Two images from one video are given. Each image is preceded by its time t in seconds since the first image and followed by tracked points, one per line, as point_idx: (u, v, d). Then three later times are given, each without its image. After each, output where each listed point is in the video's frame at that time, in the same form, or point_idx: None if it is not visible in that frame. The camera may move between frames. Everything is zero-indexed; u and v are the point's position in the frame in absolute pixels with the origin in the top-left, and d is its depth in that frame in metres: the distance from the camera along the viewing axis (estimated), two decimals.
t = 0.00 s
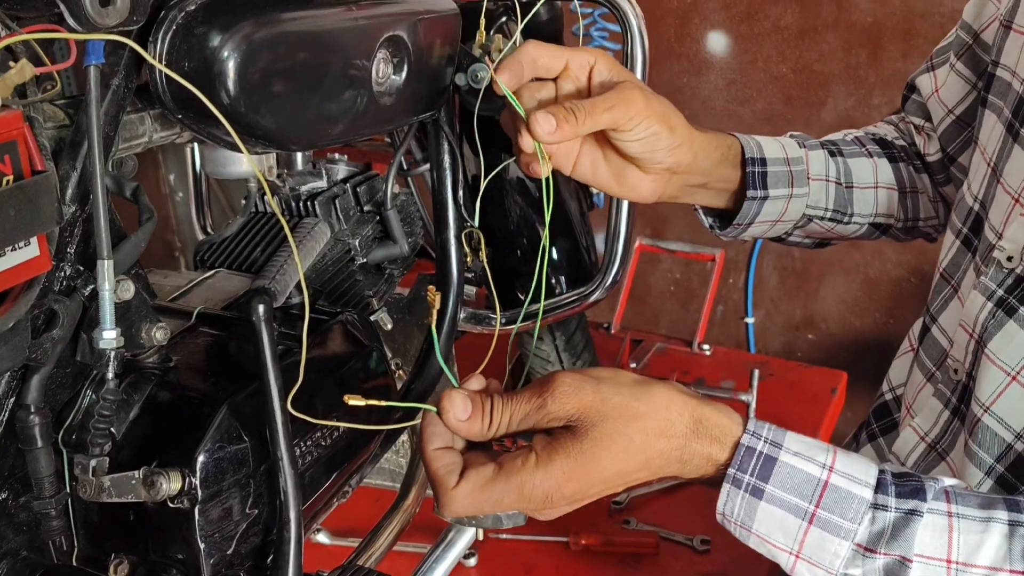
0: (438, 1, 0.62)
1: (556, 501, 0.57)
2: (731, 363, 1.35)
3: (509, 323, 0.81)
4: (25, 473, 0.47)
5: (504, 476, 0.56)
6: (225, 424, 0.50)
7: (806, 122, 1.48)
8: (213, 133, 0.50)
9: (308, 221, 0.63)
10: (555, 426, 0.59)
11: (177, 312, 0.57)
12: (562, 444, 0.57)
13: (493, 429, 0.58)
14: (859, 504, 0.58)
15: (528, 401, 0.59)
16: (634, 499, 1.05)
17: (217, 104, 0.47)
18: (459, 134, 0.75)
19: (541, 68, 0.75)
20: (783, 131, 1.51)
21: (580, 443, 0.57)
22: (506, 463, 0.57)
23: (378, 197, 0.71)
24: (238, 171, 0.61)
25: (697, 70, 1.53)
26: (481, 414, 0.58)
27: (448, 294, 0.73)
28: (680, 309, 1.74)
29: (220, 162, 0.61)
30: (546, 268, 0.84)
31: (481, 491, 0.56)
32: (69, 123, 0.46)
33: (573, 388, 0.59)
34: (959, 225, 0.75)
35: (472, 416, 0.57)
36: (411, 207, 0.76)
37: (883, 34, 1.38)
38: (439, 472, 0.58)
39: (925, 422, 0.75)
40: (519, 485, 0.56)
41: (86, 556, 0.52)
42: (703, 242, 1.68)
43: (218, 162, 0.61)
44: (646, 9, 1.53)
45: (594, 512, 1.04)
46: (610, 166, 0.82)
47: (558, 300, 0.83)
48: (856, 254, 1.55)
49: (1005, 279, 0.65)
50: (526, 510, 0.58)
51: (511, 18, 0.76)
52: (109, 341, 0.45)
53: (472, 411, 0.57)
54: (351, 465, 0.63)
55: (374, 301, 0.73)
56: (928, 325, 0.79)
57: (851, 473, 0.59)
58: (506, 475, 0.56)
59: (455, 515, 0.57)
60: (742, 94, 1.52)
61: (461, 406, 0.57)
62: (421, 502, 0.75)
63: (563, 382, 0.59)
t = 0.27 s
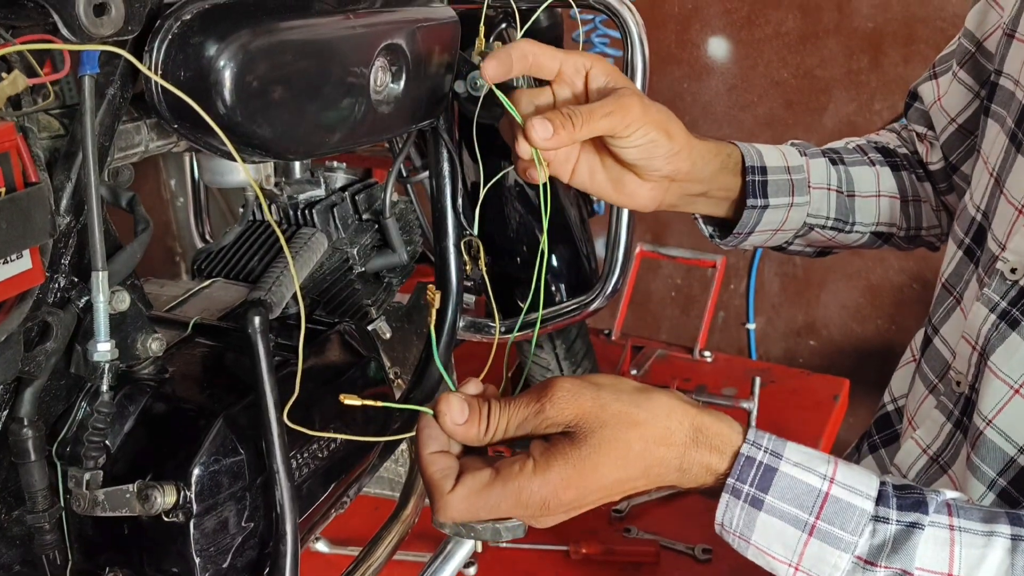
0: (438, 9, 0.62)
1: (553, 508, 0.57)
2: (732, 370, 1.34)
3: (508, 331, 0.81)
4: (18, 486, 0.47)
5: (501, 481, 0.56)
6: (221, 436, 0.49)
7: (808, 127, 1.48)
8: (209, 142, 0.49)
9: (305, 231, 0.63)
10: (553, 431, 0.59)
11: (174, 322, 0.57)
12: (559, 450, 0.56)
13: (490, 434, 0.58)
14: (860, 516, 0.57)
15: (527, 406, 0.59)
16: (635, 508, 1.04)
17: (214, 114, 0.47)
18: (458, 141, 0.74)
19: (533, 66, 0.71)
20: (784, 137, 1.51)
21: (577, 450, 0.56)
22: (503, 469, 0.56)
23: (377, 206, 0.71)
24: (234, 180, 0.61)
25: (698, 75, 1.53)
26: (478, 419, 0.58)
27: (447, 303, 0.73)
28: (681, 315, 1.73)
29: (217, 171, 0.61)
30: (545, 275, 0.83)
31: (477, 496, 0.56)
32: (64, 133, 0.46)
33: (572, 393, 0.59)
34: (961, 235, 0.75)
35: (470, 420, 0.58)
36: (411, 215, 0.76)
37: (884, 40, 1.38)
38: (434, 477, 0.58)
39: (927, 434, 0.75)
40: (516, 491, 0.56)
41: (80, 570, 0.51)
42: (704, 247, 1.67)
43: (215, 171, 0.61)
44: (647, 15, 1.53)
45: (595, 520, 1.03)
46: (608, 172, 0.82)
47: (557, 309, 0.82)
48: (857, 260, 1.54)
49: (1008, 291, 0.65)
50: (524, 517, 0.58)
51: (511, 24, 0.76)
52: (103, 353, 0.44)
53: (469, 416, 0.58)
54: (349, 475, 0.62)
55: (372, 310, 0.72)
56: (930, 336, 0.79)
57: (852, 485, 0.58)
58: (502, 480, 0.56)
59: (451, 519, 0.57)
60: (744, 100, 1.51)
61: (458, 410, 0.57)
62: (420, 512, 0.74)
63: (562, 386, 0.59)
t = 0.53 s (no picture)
0: (437, 15, 0.61)
1: (551, 507, 0.56)
2: (734, 375, 1.34)
3: (508, 338, 0.81)
4: (13, 497, 0.46)
5: (498, 478, 0.55)
6: (218, 446, 0.49)
7: (810, 131, 1.48)
8: (206, 149, 0.49)
9: (303, 238, 0.62)
10: (551, 430, 0.58)
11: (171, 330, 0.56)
12: (557, 449, 0.56)
13: (487, 432, 0.58)
14: (860, 523, 0.57)
15: (525, 403, 0.58)
16: (637, 515, 1.04)
17: (210, 121, 0.46)
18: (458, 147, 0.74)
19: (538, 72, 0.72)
20: (786, 141, 1.50)
21: (577, 448, 0.56)
22: (500, 465, 0.56)
23: (377, 212, 0.70)
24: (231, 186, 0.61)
25: (700, 79, 1.52)
26: (476, 416, 0.57)
27: (447, 310, 0.72)
28: (683, 319, 1.73)
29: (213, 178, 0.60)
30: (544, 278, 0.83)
31: (473, 491, 0.55)
32: (59, 141, 0.45)
33: (572, 392, 0.58)
34: (964, 244, 0.74)
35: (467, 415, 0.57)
36: (411, 222, 0.75)
37: (886, 44, 1.37)
38: (430, 471, 0.57)
39: (929, 444, 0.74)
40: (513, 489, 0.55)
41: None
42: (706, 251, 1.67)
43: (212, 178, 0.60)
44: (649, 19, 1.52)
45: (596, 526, 1.03)
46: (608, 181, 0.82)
47: (556, 314, 0.82)
48: (859, 265, 1.53)
49: (1012, 301, 0.64)
50: (521, 515, 0.57)
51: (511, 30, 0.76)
52: (98, 363, 0.44)
53: (468, 411, 0.57)
54: (348, 484, 0.62)
55: (372, 316, 0.71)
56: (933, 345, 0.78)
57: (853, 491, 0.58)
58: (500, 476, 0.55)
59: (446, 516, 0.57)
60: (745, 104, 1.51)
61: (456, 405, 0.56)
62: (420, 520, 0.74)
63: (561, 385, 0.58)
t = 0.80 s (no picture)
0: (438, 22, 0.61)
1: (554, 516, 0.55)
2: (737, 381, 1.33)
3: (510, 346, 0.80)
4: (11, 508, 0.46)
5: (502, 487, 0.55)
6: (217, 457, 0.49)
7: (813, 136, 1.47)
8: (206, 158, 0.48)
9: (302, 247, 0.62)
10: (555, 439, 0.58)
11: (170, 339, 0.56)
12: (562, 458, 0.55)
13: (491, 440, 0.58)
14: (867, 535, 0.56)
15: (529, 412, 0.58)
16: (640, 522, 1.03)
17: (209, 130, 0.46)
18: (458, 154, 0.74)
19: (543, 98, 0.72)
20: (789, 145, 1.50)
21: (580, 457, 0.55)
22: (504, 475, 0.55)
23: (377, 220, 0.70)
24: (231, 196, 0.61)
25: (702, 84, 1.52)
26: (480, 424, 0.57)
27: (448, 317, 0.72)
28: (686, 324, 1.72)
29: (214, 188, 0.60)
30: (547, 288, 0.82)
31: (476, 500, 0.55)
32: (58, 150, 0.45)
33: (576, 401, 0.58)
34: (969, 253, 0.74)
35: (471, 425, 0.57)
36: (412, 229, 0.75)
37: (889, 48, 1.37)
38: (434, 479, 0.57)
39: (935, 455, 0.74)
40: (517, 498, 0.55)
41: None
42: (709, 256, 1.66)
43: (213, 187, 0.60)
44: (651, 24, 1.52)
45: (599, 534, 1.02)
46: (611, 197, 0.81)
47: (559, 322, 0.81)
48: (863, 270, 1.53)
49: (1017, 310, 0.64)
50: (524, 525, 0.57)
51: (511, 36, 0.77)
52: (96, 373, 0.44)
53: (472, 420, 0.57)
54: (349, 493, 0.62)
55: (372, 324, 0.71)
56: (938, 355, 0.78)
57: (860, 502, 0.57)
58: (503, 485, 0.55)
59: (449, 524, 0.56)
60: (748, 109, 1.51)
61: (461, 413, 0.56)
62: (421, 529, 0.73)
63: (564, 393, 0.58)
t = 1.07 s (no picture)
0: (438, 33, 0.61)
1: (556, 524, 0.55)
2: (739, 390, 1.32)
3: (511, 356, 0.80)
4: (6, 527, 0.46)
5: (504, 493, 0.54)
6: (213, 472, 0.49)
7: (814, 143, 1.47)
8: (202, 171, 0.48)
9: (301, 260, 0.62)
10: (559, 447, 0.57)
11: (168, 353, 0.55)
12: (564, 466, 0.55)
13: (495, 446, 0.57)
14: (870, 547, 0.56)
15: (533, 420, 0.57)
16: (643, 533, 1.03)
17: (205, 143, 0.45)
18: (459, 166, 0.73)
19: (552, 110, 0.72)
20: (791, 153, 1.50)
21: (582, 465, 0.55)
22: (506, 480, 0.54)
23: (377, 231, 0.70)
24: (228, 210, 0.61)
25: (703, 91, 1.52)
26: (484, 430, 0.57)
27: (448, 328, 0.72)
28: (689, 332, 1.72)
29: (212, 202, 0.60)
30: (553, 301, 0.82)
31: (477, 506, 0.54)
32: (54, 165, 0.45)
33: (579, 409, 0.57)
34: (972, 264, 0.73)
35: (474, 433, 0.56)
36: (411, 241, 0.75)
37: (890, 55, 1.36)
38: (437, 483, 0.56)
39: (939, 469, 0.73)
40: (518, 504, 0.54)
41: None
42: (711, 263, 1.66)
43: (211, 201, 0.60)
44: (651, 33, 1.52)
45: (602, 544, 1.02)
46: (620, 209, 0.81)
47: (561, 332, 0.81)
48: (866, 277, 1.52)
49: (1020, 323, 0.63)
50: (526, 531, 0.56)
51: (511, 45, 0.76)
52: (92, 390, 0.43)
53: (475, 426, 0.56)
54: (349, 507, 0.61)
55: (372, 337, 0.70)
56: (942, 367, 0.77)
57: (863, 514, 0.57)
58: (505, 491, 0.54)
59: (450, 530, 0.55)
60: (749, 116, 1.50)
61: (464, 419, 0.56)
62: (421, 542, 0.73)
63: (569, 401, 0.58)
